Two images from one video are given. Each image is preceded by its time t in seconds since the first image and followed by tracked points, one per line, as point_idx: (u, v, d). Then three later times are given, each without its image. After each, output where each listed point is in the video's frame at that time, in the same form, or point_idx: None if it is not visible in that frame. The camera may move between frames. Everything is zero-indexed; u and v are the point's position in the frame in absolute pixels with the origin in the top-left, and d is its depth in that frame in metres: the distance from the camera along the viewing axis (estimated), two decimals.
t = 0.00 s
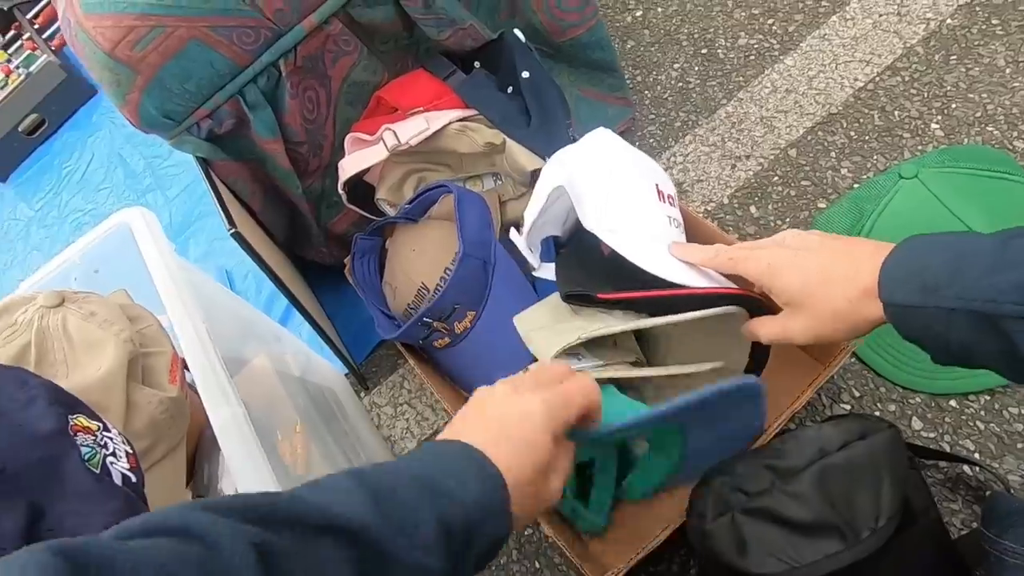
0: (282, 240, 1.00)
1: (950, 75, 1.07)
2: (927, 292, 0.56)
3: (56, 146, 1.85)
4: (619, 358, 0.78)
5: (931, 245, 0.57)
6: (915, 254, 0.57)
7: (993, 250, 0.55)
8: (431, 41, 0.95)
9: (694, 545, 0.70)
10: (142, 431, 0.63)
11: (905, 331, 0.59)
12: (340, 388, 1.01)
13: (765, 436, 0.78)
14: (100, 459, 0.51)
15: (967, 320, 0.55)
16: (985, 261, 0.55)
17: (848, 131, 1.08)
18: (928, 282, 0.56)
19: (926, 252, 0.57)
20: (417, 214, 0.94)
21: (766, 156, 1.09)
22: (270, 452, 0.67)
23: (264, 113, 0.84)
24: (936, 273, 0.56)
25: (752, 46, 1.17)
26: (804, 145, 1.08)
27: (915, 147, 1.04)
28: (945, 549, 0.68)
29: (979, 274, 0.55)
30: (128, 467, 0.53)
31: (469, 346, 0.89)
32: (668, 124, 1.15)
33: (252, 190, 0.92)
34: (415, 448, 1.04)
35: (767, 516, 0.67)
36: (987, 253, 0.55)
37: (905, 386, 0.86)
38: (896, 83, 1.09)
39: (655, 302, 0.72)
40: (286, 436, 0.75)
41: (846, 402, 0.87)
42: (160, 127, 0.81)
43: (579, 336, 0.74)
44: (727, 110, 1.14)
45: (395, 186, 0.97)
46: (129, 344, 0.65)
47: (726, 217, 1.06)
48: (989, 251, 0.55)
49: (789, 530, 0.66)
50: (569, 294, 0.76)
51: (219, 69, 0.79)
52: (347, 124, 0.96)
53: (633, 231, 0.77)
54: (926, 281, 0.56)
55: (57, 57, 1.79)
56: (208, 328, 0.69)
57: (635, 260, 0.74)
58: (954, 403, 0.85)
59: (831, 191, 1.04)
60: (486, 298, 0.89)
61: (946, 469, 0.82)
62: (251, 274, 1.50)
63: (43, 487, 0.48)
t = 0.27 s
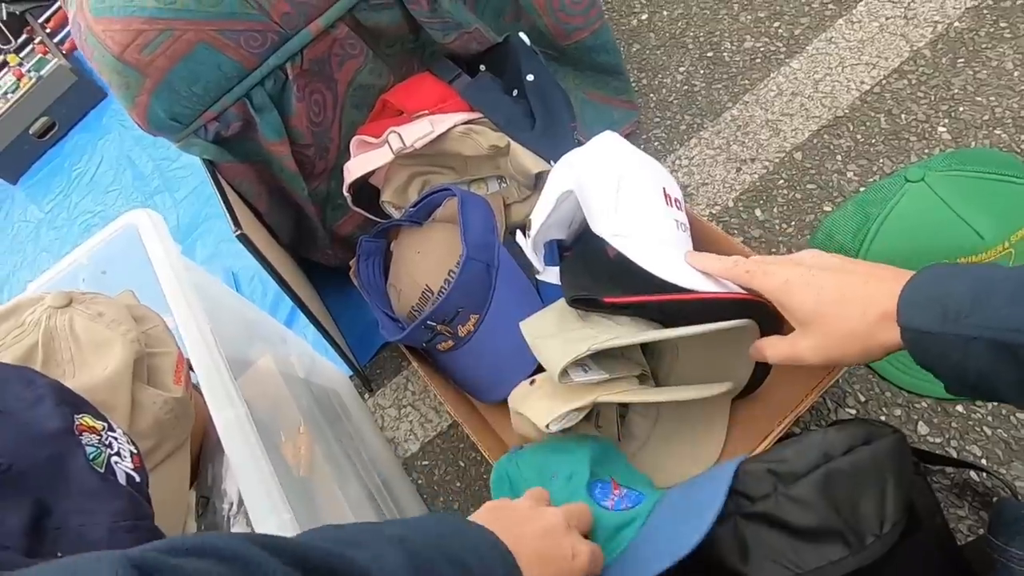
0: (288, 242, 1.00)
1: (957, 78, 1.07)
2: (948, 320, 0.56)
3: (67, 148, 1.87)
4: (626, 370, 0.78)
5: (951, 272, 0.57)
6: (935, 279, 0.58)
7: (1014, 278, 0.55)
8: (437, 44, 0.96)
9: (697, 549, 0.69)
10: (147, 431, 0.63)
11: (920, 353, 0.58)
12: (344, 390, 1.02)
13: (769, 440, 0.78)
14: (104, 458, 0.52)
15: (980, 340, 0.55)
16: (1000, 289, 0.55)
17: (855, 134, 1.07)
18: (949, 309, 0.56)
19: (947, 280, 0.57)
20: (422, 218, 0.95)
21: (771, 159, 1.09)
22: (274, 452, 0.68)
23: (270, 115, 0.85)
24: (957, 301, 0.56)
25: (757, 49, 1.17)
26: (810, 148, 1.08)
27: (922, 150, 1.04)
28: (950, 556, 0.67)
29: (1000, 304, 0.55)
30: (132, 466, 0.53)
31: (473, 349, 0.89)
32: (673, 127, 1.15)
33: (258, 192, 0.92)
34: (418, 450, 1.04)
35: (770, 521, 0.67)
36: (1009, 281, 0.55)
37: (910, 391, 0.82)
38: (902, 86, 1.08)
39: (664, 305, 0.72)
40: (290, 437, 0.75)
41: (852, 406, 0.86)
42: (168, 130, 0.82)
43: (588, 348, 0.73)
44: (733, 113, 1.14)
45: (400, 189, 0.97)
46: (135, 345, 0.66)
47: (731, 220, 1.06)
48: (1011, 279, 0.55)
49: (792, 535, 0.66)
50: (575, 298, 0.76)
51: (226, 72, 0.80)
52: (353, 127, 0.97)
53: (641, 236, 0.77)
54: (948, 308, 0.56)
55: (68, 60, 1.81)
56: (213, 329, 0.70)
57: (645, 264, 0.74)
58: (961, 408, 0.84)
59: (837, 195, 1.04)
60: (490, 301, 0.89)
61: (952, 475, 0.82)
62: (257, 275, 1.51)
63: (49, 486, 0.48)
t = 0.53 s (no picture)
0: (285, 247, 1.01)
1: (954, 80, 1.07)
2: (939, 333, 0.56)
3: (67, 153, 1.88)
4: (621, 374, 0.77)
5: (941, 284, 0.57)
6: (927, 290, 0.57)
7: (1005, 290, 0.55)
8: (432, 49, 0.96)
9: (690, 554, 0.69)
10: (141, 437, 0.63)
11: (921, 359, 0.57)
12: (341, 395, 1.02)
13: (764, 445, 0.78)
14: (95, 465, 0.52)
15: (970, 353, 0.55)
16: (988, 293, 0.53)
17: (851, 137, 1.07)
18: (940, 322, 0.56)
19: (937, 292, 0.57)
20: (418, 223, 0.95)
21: (767, 163, 1.09)
22: (267, 459, 0.68)
23: (266, 121, 0.85)
24: (948, 313, 0.56)
25: (754, 53, 1.17)
26: (806, 152, 1.08)
27: (918, 154, 1.03)
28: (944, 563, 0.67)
29: (991, 317, 0.55)
30: (124, 473, 0.53)
31: (468, 354, 0.89)
32: (670, 131, 1.15)
33: (254, 197, 0.93)
34: (415, 454, 1.04)
35: (763, 528, 0.66)
36: (1000, 293, 0.55)
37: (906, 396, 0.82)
38: (899, 89, 1.08)
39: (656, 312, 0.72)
40: (285, 442, 0.75)
41: (847, 411, 0.86)
42: (163, 136, 0.82)
43: (581, 353, 0.73)
44: (729, 116, 1.14)
45: (396, 194, 0.97)
46: (129, 351, 0.66)
47: (727, 223, 1.06)
48: (1001, 291, 0.55)
49: (786, 541, 0.65)
50: (569, 304, 0.76)
51: (221, 78, 0.80)
52: (349, 132, 0.97)
53: (635, 242, 0.77)
54: (939, 321, 0.56)
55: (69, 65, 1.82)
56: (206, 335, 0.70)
57: (637, 271, 0.74)
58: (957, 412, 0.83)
59: (833, 198, 1.03)
60: (485, 306, 0.89)
61: (949, 480, 0.81)
62: (256, 279, 1.51)
63: (39, 493, 0.48)
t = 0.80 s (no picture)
0: (283, 255, 1.01)
1: (953, 89, 1.06)
2: (933, 347, 0.56)
3: (69, 162, 1.89)
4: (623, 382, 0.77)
5: (935, 298, 0.56)
6: (924, 301, 0.57)
7: (1002, 304, 0.54)
8: (431, 59, 0.96)
9: (689, 567, 0.68)
10: (133, 446, 0.63)
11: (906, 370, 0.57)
12: (338, 405, 1.01)
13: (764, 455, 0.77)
14: (84, 476, 0.51)
15: (965, 369, 0.55)
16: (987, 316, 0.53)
17: (851, 146, 1.07)
18: (934, 337, 0.56)
19: (931, 307, 0.56)
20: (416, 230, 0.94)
21: (767, 172, 1.08)
22: (261, 469, 0.67)
23: (264, 129, 0.85)
24: (942, 328, 0.55)
25: (753, 62, 1.17)
26: (806, 160, 1.07)
27: (918, 162, 1.03)
28: None
29: (987, 331, 0.54)
30: (113, 484, 0.53)
31: (467, 362, 0.89)
32: (669, 140, 1.15)
33: (251, 206, 0.93)
34: (412, 464, 1.03)
35: (764, 540, 0.65)
36: (996, 308, 0.54)
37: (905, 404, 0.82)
38: (898, 98, 1.08)
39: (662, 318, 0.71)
40: (279, 452, 0.75)
41: (849, 421, 0.85)
42: (160, 145, 0.82)
43: (584, 361, 0.72)
44: (728, 125, 1.14)
45: (394, 202, 0.97)
46: (122, 360, 0.66)
47: (727, 232, 1.06)
48: (999, 305, 0.54)
49: (787, 555, 0.64)
50: (573, 310, 0.75)
51: (219, 87, 0.81)
52: (347, 141, 0.97)
53: (642, 249, 0.76)
54: (933, 335, 0.56)
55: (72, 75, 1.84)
56: (200, 344, 0.69)
57: (646, 276, 0.73)
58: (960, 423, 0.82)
59: (833, 207, 1.03)
60: (483, 314, 0.88)
61: (953, 492, 0.80)
62: (255, 287, 1.51)
63: (25, 503, 0.48)
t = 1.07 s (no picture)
0: (321, 288, 1.05)
1: (967, 143, 1.11)
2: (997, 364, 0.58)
3: (112, 196, 2.00)
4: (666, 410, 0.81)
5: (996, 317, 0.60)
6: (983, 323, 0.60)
7: None
8: (469, 108, 1.03)
9: None
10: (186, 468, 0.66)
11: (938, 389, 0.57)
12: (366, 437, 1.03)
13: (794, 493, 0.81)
14: (150, 493, 0.54)
15: None
16: None
17: (868, 195, 1.11)
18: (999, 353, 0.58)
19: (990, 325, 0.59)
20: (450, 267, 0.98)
21: (787, 218, 1.12)
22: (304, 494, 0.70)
23: (314, 172, 0.91)
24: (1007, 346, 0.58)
25: (771, 114, 1.23)
26: (825, 208, 1.11)
27: (935, 212, 1.06)
28: None
29: None
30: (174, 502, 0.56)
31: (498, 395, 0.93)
32: (691, 186, 1.20)
33: (296, 241, 0.98)
34: (438, 496, 1.04)
35: None
36: None
37: (932, 446, 0.85)
38: (912, 150, 1.12)
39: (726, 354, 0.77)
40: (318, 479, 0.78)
41: (875, 462, 0.86)
42: (219, 185, 0.89)
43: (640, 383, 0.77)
44: (748, 173, 1.18)
45: (429, 240, 1.02)
46: (179, 385, 0.69)
47: (749, 275, 1.09)
48: None
49: None
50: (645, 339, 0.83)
51: (277, 133, 0.87)
52: (387, 182, 1.03)
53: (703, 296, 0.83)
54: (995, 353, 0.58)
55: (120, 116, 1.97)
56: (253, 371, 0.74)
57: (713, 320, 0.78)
58: (986, 467, 0.83)
59: (852, 253, 1.06)
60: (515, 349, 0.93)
61: (981, 535, 0.80)
62: (286, 319, 1.56)
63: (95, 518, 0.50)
